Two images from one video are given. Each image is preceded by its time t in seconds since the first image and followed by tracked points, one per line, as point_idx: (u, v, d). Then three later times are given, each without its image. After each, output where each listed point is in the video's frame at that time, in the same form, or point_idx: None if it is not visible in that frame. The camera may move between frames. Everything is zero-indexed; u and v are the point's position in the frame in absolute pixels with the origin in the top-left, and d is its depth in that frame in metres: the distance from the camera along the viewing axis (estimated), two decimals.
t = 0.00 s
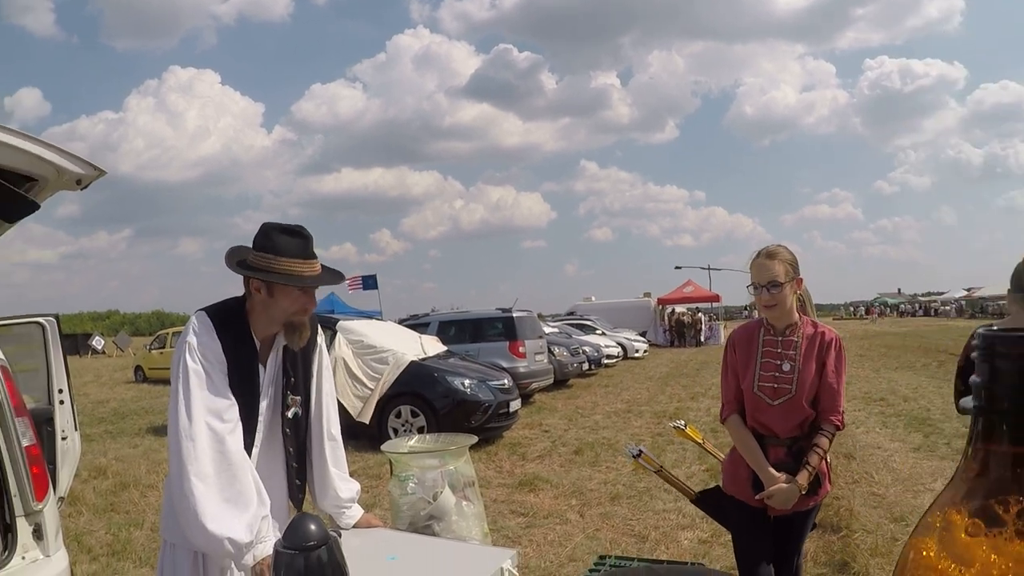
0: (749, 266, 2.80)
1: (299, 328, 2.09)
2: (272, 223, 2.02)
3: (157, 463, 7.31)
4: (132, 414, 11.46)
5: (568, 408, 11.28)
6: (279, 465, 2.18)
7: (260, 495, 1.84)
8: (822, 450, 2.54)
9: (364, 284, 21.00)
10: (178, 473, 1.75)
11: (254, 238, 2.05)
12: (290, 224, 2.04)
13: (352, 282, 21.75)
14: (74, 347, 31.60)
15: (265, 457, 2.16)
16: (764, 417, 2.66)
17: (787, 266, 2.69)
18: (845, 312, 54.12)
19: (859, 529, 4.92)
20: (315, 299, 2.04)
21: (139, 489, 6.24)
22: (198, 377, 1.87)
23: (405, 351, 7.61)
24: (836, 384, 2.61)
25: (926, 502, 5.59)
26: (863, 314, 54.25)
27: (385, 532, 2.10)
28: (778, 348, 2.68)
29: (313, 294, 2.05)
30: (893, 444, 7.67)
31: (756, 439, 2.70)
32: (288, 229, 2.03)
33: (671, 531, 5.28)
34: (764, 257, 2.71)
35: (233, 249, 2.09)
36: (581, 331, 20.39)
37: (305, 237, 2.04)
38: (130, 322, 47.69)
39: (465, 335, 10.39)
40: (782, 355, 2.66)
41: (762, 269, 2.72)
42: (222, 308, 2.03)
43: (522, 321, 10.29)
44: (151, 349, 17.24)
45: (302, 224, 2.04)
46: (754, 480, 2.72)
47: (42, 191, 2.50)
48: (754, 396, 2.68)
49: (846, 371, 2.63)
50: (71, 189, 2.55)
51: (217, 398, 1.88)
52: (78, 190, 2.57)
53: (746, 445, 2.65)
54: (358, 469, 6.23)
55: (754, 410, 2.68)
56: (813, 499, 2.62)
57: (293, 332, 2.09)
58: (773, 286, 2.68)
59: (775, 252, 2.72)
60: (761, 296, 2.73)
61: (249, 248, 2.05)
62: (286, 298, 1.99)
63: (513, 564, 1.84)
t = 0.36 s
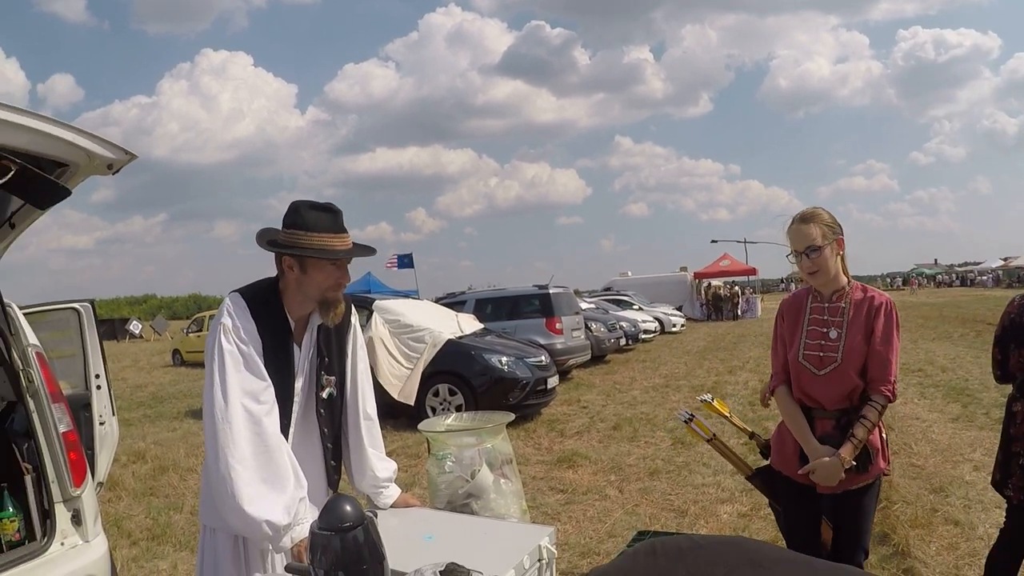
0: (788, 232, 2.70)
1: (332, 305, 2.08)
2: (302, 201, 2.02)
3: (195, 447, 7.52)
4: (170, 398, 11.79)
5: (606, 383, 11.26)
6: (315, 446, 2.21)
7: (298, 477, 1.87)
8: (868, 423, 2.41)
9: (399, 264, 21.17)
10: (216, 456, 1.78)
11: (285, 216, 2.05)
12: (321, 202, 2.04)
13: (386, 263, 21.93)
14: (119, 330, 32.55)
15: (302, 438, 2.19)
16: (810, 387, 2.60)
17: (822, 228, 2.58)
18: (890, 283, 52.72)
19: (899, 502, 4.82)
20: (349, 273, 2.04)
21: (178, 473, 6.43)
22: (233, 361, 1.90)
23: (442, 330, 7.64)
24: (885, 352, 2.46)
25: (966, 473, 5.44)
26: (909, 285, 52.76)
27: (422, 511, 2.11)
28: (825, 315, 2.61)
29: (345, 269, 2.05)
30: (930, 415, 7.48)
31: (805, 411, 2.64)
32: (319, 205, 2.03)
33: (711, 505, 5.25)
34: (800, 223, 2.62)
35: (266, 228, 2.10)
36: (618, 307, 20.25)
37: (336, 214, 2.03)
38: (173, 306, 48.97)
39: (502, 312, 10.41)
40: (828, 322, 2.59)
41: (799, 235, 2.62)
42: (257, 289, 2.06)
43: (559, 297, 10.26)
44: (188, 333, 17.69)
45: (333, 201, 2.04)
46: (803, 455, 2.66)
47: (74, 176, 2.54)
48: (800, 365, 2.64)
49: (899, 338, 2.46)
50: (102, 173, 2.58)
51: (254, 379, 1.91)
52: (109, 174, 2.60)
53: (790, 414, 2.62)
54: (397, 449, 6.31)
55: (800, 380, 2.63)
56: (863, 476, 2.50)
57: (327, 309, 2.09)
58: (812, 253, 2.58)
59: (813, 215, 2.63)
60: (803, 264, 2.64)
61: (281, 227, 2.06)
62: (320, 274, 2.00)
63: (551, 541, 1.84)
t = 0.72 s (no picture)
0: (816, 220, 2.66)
1: (343, 305, 2.08)
2: (315, 198, 2.02)
3: (211, 445, 7.59)
4: (187, 396, 11.91)
5: (621, 376, 11.23)
6: (330, 444, 2.21)
7: (312, 475, 1.88)
8: (885, 419, 2.34)
9: (414, 260, 21.24)
10: (229, 455, 1.79)
11: (298, 213, 2.05)
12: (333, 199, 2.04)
13: (400, 258, 21.96)
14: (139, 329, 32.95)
15: (316, 435, 2.19)
16: (840, 379, 2.58)
17: (849, 214, 2.51)
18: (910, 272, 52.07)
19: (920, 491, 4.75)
20: (359, 272, 2.04)
21: (194, 472, 6.50)
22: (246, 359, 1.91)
23: (457, 324, 7.66)
24: (910, 347, 2.34)
25: (984, 460, 5.36)
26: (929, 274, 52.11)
27: (437, 507, 2.11)
28: (858, 305, 2.57)
29: (356, 267, 2.05)
30: (947, 403, 7.39)
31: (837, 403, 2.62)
32: (331, 203, 2.03)
33: (728, 497, 5.22)
34: (824, 212, 2.58)
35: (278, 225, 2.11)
36: (633, 299, 20.20)
37: (346, 212, 2.03)
38: (191, 303, 49.54)
39: (517, 306, 10.41)
40: (859, 313, 2.55)
41: (822, 225, 2.58)
42: (270, 288, 2.06)
43: (574, 290, 10.24)
44: (204, 331, 17.82)
45: (346, 200, 2.04)
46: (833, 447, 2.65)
47: (87, 175, 2.56)
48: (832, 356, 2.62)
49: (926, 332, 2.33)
50: (114, 171, 2.60)
51: (266, 378, 1.92)
52: (121, 172, 2.62)
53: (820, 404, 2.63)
54: (414, 445, 6.33)
55: (832, 371, 2.62)
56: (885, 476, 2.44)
57: (338, 308, 2.09)
58: (836, 244, 2.54)
59: (841, 202, 2.58)
60: (829, 255, 2.60)
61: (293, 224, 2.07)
62: (330, 271, 2.00)
63: (567, 536, 1.83)
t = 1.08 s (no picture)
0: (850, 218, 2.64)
1: (341, 311, 2.07)
2: (317, 202, 2.03)
3: (214, 449, 7.59)
4: (189, 400, 11.92)
5: (624, 376, 11.22)
6: (333, 448, 2.21)
7: (318, 479, 1.88)
8: (912, 427, 2.33)
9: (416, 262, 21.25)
10: (234, 459, 1.79)
11: (299, 218, 2.06)
12: (335, 204, 2.04)
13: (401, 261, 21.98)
14: (139, 335, 32.92)
15: (320, 439, 2.19)
16: (882, 382, 2.56)
17: (875, 216, 2.47)
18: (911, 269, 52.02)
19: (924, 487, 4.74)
20: (358, 279, 2.04)
21: (198, 476, 6.50)
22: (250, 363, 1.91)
23: (459, 326, 7.66)
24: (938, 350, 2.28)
25: (987, 456, 5.36)
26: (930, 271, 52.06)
27: (442, 509, 2.11)
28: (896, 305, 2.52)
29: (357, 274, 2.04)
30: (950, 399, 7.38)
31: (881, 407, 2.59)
32: (332, 208, 2.03)
33: (733, 496, 5.21)
34: (853, 212, 2.55)
35: (279, 229, 2.11)
36: (635, 299, 20.21)
37: (347, 217, 2.03)
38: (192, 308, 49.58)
39: (519, 308, 10.40)
40: (897, 313, 2.51)
41: (852, 226, 2.55)
42: (271, 292, 2.06)
43: (575, 291, 10.24)
44: (206, 335, 17.83)
45: (345, 204, 2.04)
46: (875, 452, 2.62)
47: (88, 180, 2.56)
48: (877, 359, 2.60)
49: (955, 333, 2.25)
50: (116, 176, 2.59)
51: (268, 382, 1.92)
52: (123, 177, 2.62)
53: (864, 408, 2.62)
54: (417, 447, 6.32)
55: (876, 374, 2.61)
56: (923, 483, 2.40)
57: (336, 315, 2.08)
58: (865, 244, 2.52)
59: (873, 198, 2.51)
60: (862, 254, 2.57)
61: (294, 229, 2.07)
62: (329, 278, 2.00)
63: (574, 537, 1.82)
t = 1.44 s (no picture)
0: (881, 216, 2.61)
1: (345, 318, 2.08)
2: (326, 207, 2.04)
3: (222, 453, 7.62)
4: (197, 404, 11.97)
5: (632, 379, 11.20)
6: (342, 451, 2.22)
7: (328, 482, 1.88)
8: (935, 435, 2.32)
9: (422, 266, 21.27)
10: (243, 462, 1.80)
11: (310, 222, 2.07)
12: (345, 210, 2.05)
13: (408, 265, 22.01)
14: (147, 340, 33.06)
15: (328, 441, 2.20)
16: (909, 386, 2.55)
17: (895, 219, 2.46)
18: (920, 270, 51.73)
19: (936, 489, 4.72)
20: (362, 287, 2.03)
21: (206, 479, 6.53)
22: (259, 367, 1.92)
23: (466, 329, 7.67)
24: (966, 354, 2.26)
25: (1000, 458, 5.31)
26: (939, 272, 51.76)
27: (452, 512, 2.11)
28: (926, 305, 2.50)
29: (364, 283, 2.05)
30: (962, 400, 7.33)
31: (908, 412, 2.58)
32: (342, 214, 2.04)
33: (743, 498, 5.19)
34: (880, 212, 2.53)
35: (289, 233, 2.13)
36: (643, 302, 20.19)
37: (357, 224, 2.03)
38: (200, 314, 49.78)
39: (526, 311, 10.38)
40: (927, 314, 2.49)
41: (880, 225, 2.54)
42: (278, 295, 2.07)
43: (583, 294, 10.23)
44: (213, 340, 17.90)
45: (356, 211, 2.05)
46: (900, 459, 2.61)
47: (99, 184, 2.58)
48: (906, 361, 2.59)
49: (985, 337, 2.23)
50: (126, 181, 2.61)
51: (276, 386, 1.92)
52: (133, 181, 2.63)
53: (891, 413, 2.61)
54: (425, 451, 6.33)
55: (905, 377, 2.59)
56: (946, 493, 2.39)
57: (341, 321, 2.08)
58: (891, 245, 2.51)
59: (897, 198, 2.48)
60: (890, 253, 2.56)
61: (303, 233, 2.08)
62: (333, 284, 2.00)
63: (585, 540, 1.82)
